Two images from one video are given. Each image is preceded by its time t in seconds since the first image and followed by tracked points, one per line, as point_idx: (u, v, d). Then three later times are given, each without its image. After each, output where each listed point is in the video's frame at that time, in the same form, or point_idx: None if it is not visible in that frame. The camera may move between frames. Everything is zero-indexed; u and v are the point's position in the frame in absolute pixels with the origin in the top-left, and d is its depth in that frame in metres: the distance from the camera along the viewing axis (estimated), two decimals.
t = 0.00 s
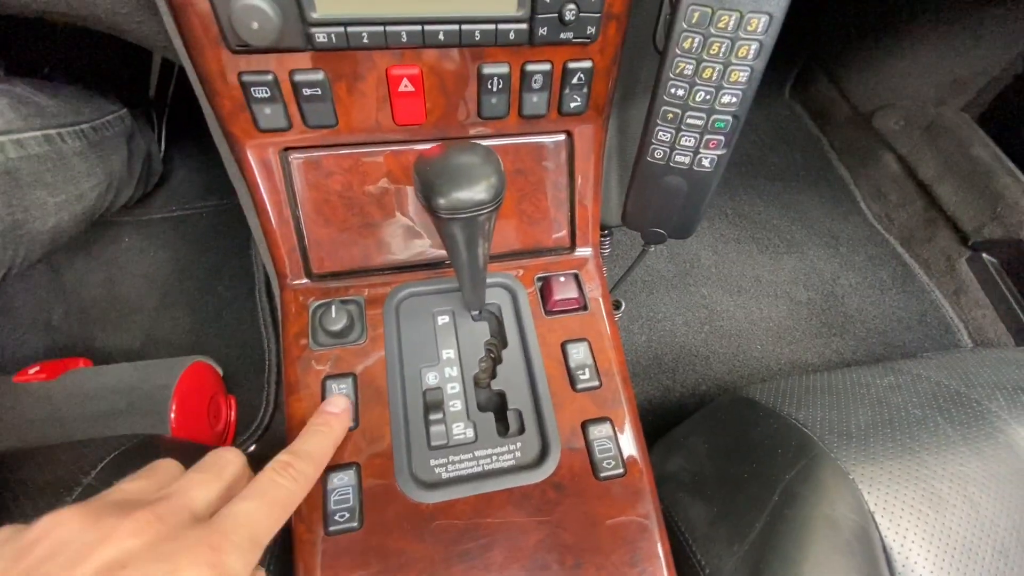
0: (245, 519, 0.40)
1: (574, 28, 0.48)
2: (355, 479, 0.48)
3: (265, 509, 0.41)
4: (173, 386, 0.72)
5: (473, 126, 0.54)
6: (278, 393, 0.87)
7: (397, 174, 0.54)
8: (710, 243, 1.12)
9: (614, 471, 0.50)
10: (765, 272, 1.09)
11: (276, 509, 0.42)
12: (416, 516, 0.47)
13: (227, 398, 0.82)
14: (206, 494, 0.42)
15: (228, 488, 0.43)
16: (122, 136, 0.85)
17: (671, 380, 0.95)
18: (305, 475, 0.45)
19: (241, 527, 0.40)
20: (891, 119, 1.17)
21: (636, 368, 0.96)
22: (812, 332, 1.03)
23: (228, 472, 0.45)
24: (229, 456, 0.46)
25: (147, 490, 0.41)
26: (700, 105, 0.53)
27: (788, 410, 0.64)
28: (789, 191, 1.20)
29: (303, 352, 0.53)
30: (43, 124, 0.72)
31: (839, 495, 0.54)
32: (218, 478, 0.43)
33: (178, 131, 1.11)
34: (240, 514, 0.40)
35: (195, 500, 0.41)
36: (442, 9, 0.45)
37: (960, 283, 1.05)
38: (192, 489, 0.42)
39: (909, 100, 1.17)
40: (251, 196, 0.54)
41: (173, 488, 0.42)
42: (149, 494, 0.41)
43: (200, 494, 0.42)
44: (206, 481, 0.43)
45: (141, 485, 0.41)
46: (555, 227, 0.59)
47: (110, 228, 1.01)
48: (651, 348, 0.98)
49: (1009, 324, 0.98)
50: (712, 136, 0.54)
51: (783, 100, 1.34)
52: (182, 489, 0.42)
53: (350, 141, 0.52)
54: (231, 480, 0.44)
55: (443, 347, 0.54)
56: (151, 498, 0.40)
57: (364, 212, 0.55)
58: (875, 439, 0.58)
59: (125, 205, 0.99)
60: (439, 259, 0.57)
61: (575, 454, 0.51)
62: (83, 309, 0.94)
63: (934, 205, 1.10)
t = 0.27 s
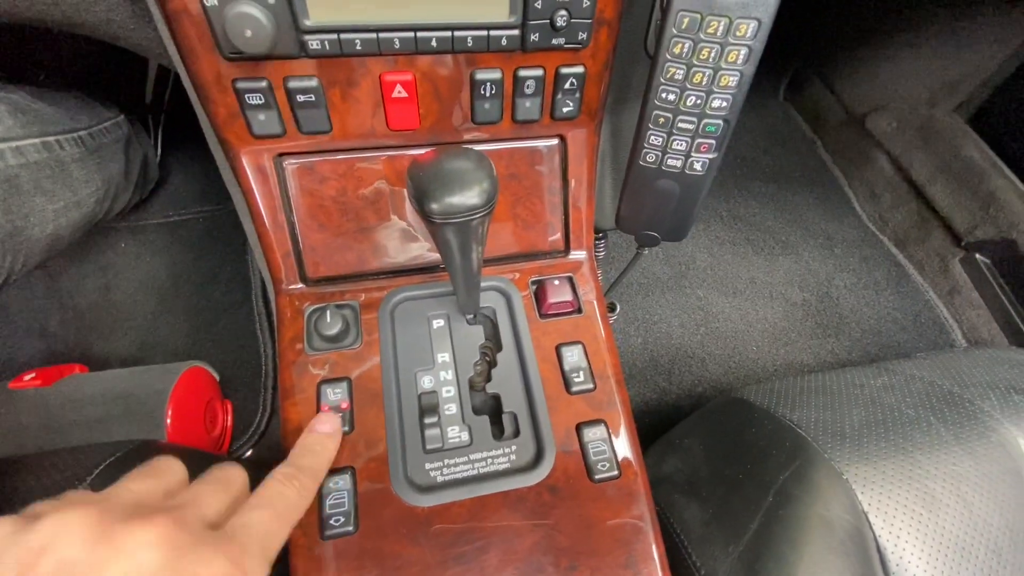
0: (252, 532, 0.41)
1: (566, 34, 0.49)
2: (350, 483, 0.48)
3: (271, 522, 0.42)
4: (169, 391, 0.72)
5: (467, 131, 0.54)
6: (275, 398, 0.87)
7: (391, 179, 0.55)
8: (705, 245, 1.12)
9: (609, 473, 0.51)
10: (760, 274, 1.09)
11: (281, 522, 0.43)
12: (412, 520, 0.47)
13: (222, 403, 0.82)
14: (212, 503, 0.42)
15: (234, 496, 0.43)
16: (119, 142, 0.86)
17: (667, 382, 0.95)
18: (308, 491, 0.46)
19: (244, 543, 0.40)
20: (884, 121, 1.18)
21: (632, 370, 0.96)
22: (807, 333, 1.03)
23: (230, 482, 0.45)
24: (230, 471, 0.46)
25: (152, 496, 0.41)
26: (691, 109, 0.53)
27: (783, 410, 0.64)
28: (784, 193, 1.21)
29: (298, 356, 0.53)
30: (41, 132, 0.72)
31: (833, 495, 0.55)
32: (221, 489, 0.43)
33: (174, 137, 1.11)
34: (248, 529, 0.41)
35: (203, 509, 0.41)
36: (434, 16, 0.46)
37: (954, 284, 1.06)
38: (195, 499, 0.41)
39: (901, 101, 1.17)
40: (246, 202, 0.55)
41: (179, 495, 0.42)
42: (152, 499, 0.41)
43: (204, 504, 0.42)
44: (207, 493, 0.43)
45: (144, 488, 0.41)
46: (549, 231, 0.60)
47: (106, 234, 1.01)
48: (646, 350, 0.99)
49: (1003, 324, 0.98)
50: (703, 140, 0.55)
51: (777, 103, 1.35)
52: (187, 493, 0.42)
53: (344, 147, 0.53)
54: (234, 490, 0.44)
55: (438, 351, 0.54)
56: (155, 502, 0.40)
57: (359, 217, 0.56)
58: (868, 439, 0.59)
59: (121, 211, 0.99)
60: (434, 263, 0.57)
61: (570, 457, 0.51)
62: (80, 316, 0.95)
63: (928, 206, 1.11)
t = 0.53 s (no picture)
0: None
1: (557, 40, 0.49)
2: (343, 486, 0.49)
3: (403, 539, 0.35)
4: (164, 394, 0.72)
5: (459, 136, 0.54)
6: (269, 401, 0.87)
7: (384, 183, 0.55)
8: (700, 248, 1.13)
9: (600, 476, 0.51)
10: (754, 277, 1.10)
11: None
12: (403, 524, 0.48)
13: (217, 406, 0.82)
14: None
15: None
16: (115, 146, 0.86)
17: (662, 385, 0.95)
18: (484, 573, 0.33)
19: None
20: (877, 124, 1.18)
21: (627, 373, 0.97)
22: (801, 336, 1.03)
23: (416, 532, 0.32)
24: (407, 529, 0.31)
25: None
26: (681, 115, 0.54)
27: (775, 413, 0.64)
28: (778, 196, 1.21)
29: (291, 360, 0.54)
30: (38, 136, 0.72)
31: (824, 498, 0.55)
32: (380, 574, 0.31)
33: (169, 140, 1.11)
34: None
35: None
36: (425, 22, 0.46)
37: (947, 287, 1.06)
38: None
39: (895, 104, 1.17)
40: (240, 206, 0.55)
41: None
42: None
43: None
44: None
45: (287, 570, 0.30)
46: (542, 235, 0.60)
47: (102, 237, 1.01)
48: (641, 352, 0.99)
49: (996, 328, 0.99)
50: (693, 145, 0.55)
51: (772, 107, 1.36)
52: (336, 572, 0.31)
53: (337, 152, 0.53)
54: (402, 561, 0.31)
55: (431, 355, 0.54)
56: None
57: (352, 222, 0.56)
58: (859, 442, 0.59)
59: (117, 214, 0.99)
60: (427, 267, 0.58)
61: (561, 459, 0.51)
62: (76, 319, 0.95)
63: (921, 209, 1.11)
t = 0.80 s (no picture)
0: None
1: (566, 34, 0.48)
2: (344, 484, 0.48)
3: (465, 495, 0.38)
4: (162, 390, 0.71)
5: (465, 131, 0.54)
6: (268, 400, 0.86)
7: (388, 178, 0.54)
8: (702, 249, 1.12)
9: (606, 476, 0.50)
10: (756, 278, 1.09)
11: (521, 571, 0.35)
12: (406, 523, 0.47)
13: (216, 403, 0.81)
14: (460, 520, 0.36)
15: (479, 492, 0.38)
16: (116, 140, 0.85)
17: (664, 386, 0.95)
18: (547, 505, 0.40)
19: None
20: (880, 127, 1.18)
21: (629, 373, 0.96)
22: (802, 338, 1.03)
23: (487, 454, 0.40)
24: (482, 453, 0.40)
25: (394, 511, 0.36)
26: (691, 111, 0.53)
27: (780, 414, 0.64)
28: (780, 198, 1.21)
29: (293, 356, 0.53)
30: (39, 128, 0.72)
31: (830, 500, 0.54)
32: (465, 485, 0.38)
33: (169, 135, 1.11)
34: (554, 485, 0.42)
35: (449, 555, 0.34)
36: (433, 14, 0.45)
37: (948, 290, 1.06)
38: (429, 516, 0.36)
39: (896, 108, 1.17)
40: (242, 200, 0.54)
41: (425, 499, 0.37)
42: (387, 511, 0.36)
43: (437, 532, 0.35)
44: (452, 507, 0.37)
45: (385, 483, 0.37)
46: (547, 232, 0.59)
47: (100, 232, 1.00)
48: (643, 353, 0.99)
49: (998, 331, 0.99)
50: (702, 142, 0.55)
51: (774, 108, 1.36)
52: (429, 484, 0.38)
53: (342, 146, 0.52)
54: (481, 471, 0.39)
55: (435, 352, 0.54)
56: (392, 525, 0.35)
57: (356, 217, 0.55)
58: (865, 444, 0.58)
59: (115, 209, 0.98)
60: (431, 264, 0.57)
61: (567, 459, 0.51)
62: (72, 315, 0.94)
63: (923, 212, 1.11)
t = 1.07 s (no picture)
0: (508, 562, 0.36)
1: (574, 30, 0.49)
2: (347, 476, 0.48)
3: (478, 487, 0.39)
4: (161, 382, 0.71)
5: (471, 126, 0.54)
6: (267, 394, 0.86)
7: (394, 172, 0.54)
8: (702, 249, 1.13)
9: (608, 471, 0.50)
10: (756, 280, 1.10)
11: (535, 556, 0.37)
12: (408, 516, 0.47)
13: (215, 397, 0.81)
14: (477, 504, 0.38)
15: (494, 478, 0.39)
16: (118, 132, 0.85)
17: (664, 385, 0.95)
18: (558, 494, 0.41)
19: None
20: (880, 130, 1.19)
21: (628, 372, 0.97)
22: (801, 339, 1.04)
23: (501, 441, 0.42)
24: (497, 440, 0.41)
25: (413, 493, 0.38)
26: (697, 109, 0.54)
27: (780, 413, 0.64)
28: (780, 200, 1.22)
29: (297, 348, 0.53)
30: (42, 117, 0.72)
31: (830, 498, 0.54)
32: (481, 471, 0.39)
33: (171, 128, 1.10)
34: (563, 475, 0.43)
35: (466, 537, 0.36)
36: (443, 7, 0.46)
37: (946, 293, 1.06)
38: (449, 499, 0.38)
39: (896, 111, 1.17)
40: (247, 191, 0.54)
41: (442, 483, 0.38)
42: (407, 493, 0.38)
43: (456, 515, 0.37)
44: (469, 491, 0.38)
45: (405, 466, 0.39)
46: (551, 229, 0.59)
47: (100, 224, 1.00)
48: (643, 352, 0.99)
49: (994, 334, 0.99)
50: (708, 139, 0.55)
51: (775, 111, 1.36)
52: (447, 469, 0.39)
53: (347, 138, 0.52)
54: (497, 459, 0.40)
55: (437, 346, 0.54)
56: (412, 507, 0.37)
57: (360, 210, 0.55)
58: (864, 444, 0.59)
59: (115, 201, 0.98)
60: (435, 258, 0.57)
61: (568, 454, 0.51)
62: (71, 306, 0.93)
63: (921, 215, 1.11)
